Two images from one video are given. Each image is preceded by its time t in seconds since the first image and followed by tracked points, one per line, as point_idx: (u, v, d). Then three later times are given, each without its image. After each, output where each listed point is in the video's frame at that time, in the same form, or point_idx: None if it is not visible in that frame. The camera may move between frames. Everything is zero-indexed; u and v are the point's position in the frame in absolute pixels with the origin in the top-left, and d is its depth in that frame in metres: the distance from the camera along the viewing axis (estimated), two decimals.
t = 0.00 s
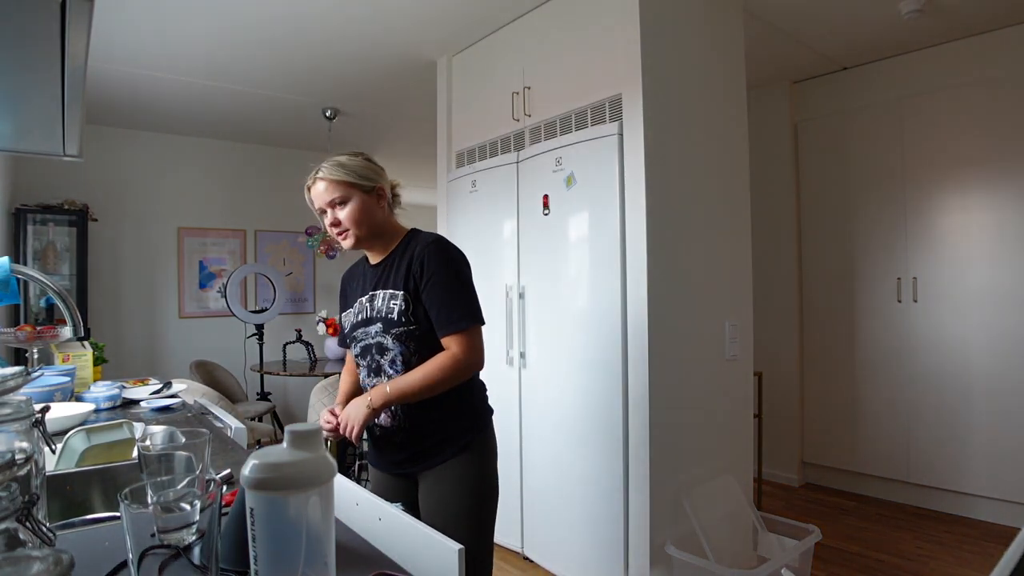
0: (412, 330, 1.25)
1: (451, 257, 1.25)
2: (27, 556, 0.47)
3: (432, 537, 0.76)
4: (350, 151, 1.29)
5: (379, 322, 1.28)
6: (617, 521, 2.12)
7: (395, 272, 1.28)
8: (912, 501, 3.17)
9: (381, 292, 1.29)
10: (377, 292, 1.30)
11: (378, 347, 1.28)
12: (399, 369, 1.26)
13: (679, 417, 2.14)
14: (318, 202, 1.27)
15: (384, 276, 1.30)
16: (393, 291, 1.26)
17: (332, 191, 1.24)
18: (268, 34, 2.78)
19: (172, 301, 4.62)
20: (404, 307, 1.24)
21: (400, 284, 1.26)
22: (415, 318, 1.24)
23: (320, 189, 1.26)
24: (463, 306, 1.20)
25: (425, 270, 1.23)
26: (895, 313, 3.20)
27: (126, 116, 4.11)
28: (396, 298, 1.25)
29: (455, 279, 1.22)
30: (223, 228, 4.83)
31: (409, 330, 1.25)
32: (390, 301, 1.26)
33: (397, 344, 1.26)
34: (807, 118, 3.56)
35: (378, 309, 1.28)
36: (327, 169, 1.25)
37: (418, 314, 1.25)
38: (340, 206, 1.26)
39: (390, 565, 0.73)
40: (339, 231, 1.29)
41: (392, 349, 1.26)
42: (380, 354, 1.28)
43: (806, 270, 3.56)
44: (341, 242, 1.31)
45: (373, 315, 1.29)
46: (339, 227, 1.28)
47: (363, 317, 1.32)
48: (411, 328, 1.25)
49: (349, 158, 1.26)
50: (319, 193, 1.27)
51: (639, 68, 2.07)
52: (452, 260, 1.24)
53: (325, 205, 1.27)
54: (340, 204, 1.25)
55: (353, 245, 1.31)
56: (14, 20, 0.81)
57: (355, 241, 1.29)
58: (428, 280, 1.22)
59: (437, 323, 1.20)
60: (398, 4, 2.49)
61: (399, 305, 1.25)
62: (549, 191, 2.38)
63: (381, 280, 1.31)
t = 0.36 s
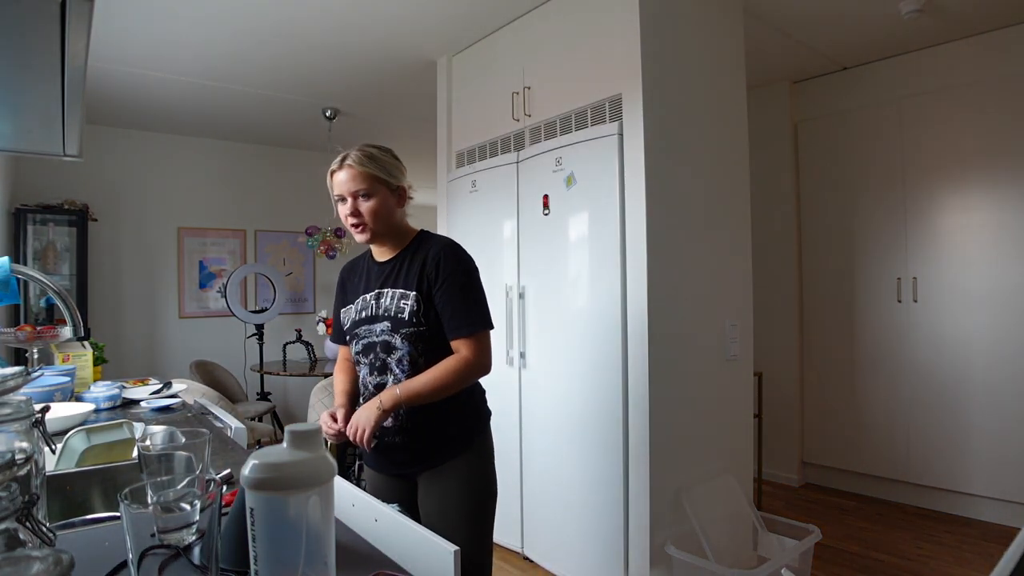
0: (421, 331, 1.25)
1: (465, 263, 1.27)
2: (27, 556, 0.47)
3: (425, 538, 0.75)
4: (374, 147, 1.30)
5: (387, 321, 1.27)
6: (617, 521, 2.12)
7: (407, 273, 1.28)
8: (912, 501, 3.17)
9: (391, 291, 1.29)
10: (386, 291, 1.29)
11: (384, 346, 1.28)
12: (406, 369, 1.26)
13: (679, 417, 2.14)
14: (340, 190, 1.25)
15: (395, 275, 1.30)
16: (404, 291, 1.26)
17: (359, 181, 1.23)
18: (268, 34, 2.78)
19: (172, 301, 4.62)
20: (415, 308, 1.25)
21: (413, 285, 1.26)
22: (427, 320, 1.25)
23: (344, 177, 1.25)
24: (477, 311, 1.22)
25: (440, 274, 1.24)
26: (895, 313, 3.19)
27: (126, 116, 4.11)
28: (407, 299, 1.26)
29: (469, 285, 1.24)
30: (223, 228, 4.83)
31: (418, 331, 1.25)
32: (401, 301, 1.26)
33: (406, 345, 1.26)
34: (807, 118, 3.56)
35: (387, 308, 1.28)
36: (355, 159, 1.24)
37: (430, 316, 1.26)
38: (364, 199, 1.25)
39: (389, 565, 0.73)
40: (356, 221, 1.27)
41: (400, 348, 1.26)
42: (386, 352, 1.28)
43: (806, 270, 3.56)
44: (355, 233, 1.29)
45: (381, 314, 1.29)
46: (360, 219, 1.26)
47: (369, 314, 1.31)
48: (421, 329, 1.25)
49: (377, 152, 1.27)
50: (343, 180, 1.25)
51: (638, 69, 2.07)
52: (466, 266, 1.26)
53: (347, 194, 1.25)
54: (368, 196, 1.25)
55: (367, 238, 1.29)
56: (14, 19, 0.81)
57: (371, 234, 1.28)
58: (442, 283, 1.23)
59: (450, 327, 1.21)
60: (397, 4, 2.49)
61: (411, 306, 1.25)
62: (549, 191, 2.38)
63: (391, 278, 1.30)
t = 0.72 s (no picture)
0: (427, 333, 1.25)
1: (474, 266, 1.27)
2: (27, 556, 0.47)
3: (423, 539, 0.75)
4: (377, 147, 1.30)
5: (393, 322, 1.27)
6: (617, 521, 2.12)
7: (414, 274, 1.28)
8: (912, 501, 3.17)
9: (396, 291, 1.29)
10: (392, 291, 1.29)
11: (388, 347, 1.28)
12: (411, 370, 1.25)
13: (679, 417, 2.14)
14: (346, 190, 1.25)
15: (401, 276, 1.30)
16: (411, 292, 1.27)
17: (366, 180, 1.23)
18: (268, 34, 2.78)
19: (172, 301, 4.62)
20: (422, 309, 1.25)
21: (420, 287, 1.26)
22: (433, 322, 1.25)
23: (350, 177, 1.24)
24: (485, 314, 1.22)
25: (448, 276, 1.25)
26: (895, 313, 3.20)
27: (126, 116, 4.10)
28: (414, 300, 1.26)
29: (478, 288, 1.25)
30: (223, 228, 4.83)
31: (424, 333, 1.25)
32: (407, 302, 1.26)
33: (411, 346, 1.25)
34: (807, 118, 3.56)
35: (392, 308, 1.28)
36: (361, 159, 1.24)
37: (437, 318, 1.26)
38: (371, 198, 1.24)
39: (389, 565, 0.73)
40: (363, 221, 1.26)
41: (405, 350, 1.26)
42: (390, 353, 1.27)
43: (806, 269, 3.56)
44: (361, 233, 1.28)
45: (387, 314, 1.28)
46: (368, 219, 1.26)
47: (374, 314, 1.30)
48: (427, 331, 1.25)
49: (381, 152, 1.27)
50: (349, 180, 1.24)
51: (638, 69, 2.07)
52: (474, 269, 1.27)
53: (353, 194, 1.24)
54: (376, 195, 1.24)
55: (374, 238, 1.28)
56: (14, 19, 0.81)
57: (378, 234, 1.28)
58: (451, 286, 1.24)
59: (459, 329, 1.22)
60: (397, 4, 2.49)
61: (417, 307, 1.25)
62: (549, 191, 2.38)
63: (396, 279, 1.30)
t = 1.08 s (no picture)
0: (429, 331, 1.25)
1: (477, 267, 1.28)
2: (27, 556, 0.47)
3: (419, 539, 0.75)
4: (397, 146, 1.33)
5: (394, 319, 1.27)
6: (617, 521, 2.12)
7: (417, 273, 1.28)
8: (912, 501, 3.17)
9: (399, 290, 1.28)
10: (394, 288, 1.29)
11: (389, 344, 1.27)
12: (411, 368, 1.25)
13: (679, 417, 2.14)
14: (363, 181, 1.26)
15: (403, 274, 1.30)
16: (414, 290, 1.27)
17: (384, 175, 1.25)
18: (268, 34, 2.78)
19: (172, 301, 4.62)
20: (425, 307, 1.25)
21: (423, 285, 1.26)
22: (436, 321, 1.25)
23: (368, 169, 1.25)
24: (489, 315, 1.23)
25: (452, 275, 1.25)
26: (895, 313, 3.20)
27: (126, 116, 4.10)
28: (417, 298, 1.26)
29: (481, 289, 1.25)
30: (223, 228, 4.83)
31: (426, 331, 1.25)
32: (410, 300, 1.26)
33: (412, 344, 1.25)
34: (807, 118, 3.56)
35: (394, 306, 1.28)
36: (382, 154, 1.26)
37: (439, 317, 1.26)
38: (387, 193, 1.26)
39: (389, 565, 0.73)
40: (375, 215, 1.27)
41: (406, 348, 1.25)
42: (391, 351, 1.27)
43: (806, 269, 3.56)
44: (372, 228, 1.29)
45: (389, 312, 1.28)
46: (381, 214, 1.26)
47: (376, 311, 1.30)
48: (429, 329, 1.25)
49: (401, 150, 1.30)
50: (367, 173, 1.26)
51: (638, 69, 2.07)
52: (478, 271, 1.27)
53: (370, 186, 1.25)
54: (393, 192, 1.26)
55: (384, 234, 1.29)
56: (14, 20, 0.81)
57: (388, 230, 1.28)
58: (456, 285, 1.24)
59: (463, 329, 1.23)
60: (397, 4, 2.49)
61: (420, 305, 1.25)
62: (549, 191, 2.38)
63: (398, 277, 1.30)
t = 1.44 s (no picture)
0: (432, 331, 1.25)
1: (481, 267, 1.28)
2: (27, 556, 0.47)
3: (419, 540, 0.75)
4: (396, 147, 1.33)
5: (398, 319, 1.27)
6: (617, 521, 2.11)
7: (420, 272, 1.28)
8: (912, 501, 3.17)
9: (402, 289, 1.28)
10: (397, 288, 1.29)
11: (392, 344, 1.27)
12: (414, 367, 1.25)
13: (679, 417, 2.14)
14: (364, 182, 1.26)
15: (406, 273, 1.30)
16: (417, 289, 1.27)
17: (386, 175, 1.25)
18: (267, 34, 2.78)
19: (172, 301, 4.62)
20: (429, 307, 1.25)
21: (427, 285, 1.26)
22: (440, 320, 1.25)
23: (370, 170, 1.25)
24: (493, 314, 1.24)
25: (456, 275, 1.25)
26: (895, 313, 3.20)
27: (126, 116, 4.10)
28: (421, 297, 1.26)
29: (485, 289, 1.26)
30: (223, 228, 4.83)
31: (430, 331, 1.25)
32: (414, 300, 1.26)
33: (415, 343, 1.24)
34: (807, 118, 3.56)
35: (397, 305, 1.28)
36: (383, 154, 1.26)
37: (444, 317, 1.26)
38: (389, 194, 1.26)
39: (389, 565, 0.73)
40: (378, 216, 1.27)
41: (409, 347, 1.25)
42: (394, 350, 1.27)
43: (806, 269, 3.56)
44: (375, 229, 1.28)
45: (392, 311, 1.28)
46: (385, 214, 1.26)
47: (379, 311, 1.30)
48: (432, 329, 1.25)
49: (401, 150, 1.30)
50: (369, 174, 1.25)
51: (639, 68, 2.07)
52: (482, 270, 1.27)
53: (373, 188, 1.25)
54: (396, 192, 1.26)
55: (387, 234, 1.28)
56: (13, 20, 0.81)
57: (392, 230, 1.28)
58: (460, 285, 1.24)
59: (468, 328, 1.24)
60: (397, 4, 2.49)
61: (423, 304, 1.25)
62: (549, 191, 2.38)
63: (401, 277, 1.30)
